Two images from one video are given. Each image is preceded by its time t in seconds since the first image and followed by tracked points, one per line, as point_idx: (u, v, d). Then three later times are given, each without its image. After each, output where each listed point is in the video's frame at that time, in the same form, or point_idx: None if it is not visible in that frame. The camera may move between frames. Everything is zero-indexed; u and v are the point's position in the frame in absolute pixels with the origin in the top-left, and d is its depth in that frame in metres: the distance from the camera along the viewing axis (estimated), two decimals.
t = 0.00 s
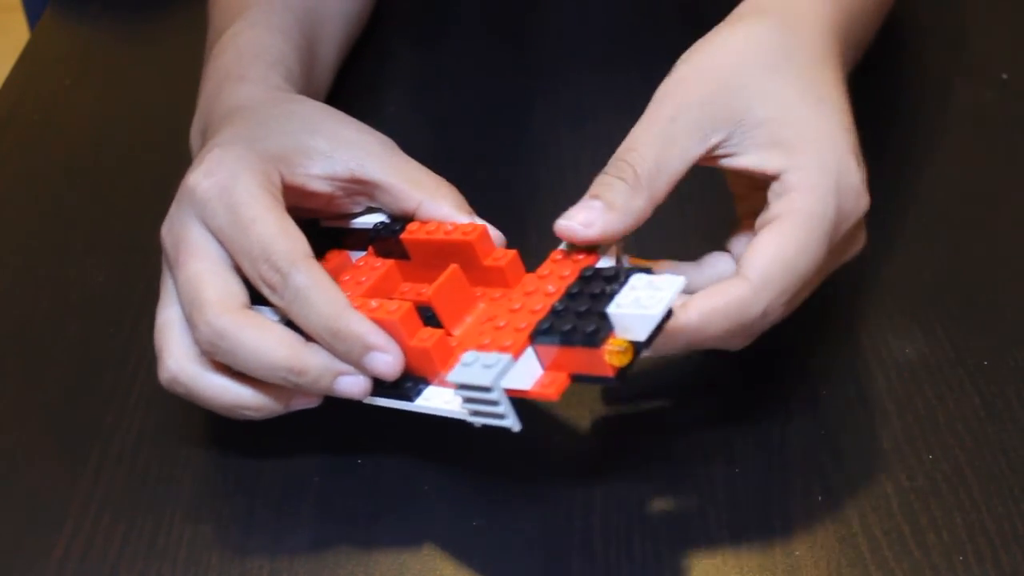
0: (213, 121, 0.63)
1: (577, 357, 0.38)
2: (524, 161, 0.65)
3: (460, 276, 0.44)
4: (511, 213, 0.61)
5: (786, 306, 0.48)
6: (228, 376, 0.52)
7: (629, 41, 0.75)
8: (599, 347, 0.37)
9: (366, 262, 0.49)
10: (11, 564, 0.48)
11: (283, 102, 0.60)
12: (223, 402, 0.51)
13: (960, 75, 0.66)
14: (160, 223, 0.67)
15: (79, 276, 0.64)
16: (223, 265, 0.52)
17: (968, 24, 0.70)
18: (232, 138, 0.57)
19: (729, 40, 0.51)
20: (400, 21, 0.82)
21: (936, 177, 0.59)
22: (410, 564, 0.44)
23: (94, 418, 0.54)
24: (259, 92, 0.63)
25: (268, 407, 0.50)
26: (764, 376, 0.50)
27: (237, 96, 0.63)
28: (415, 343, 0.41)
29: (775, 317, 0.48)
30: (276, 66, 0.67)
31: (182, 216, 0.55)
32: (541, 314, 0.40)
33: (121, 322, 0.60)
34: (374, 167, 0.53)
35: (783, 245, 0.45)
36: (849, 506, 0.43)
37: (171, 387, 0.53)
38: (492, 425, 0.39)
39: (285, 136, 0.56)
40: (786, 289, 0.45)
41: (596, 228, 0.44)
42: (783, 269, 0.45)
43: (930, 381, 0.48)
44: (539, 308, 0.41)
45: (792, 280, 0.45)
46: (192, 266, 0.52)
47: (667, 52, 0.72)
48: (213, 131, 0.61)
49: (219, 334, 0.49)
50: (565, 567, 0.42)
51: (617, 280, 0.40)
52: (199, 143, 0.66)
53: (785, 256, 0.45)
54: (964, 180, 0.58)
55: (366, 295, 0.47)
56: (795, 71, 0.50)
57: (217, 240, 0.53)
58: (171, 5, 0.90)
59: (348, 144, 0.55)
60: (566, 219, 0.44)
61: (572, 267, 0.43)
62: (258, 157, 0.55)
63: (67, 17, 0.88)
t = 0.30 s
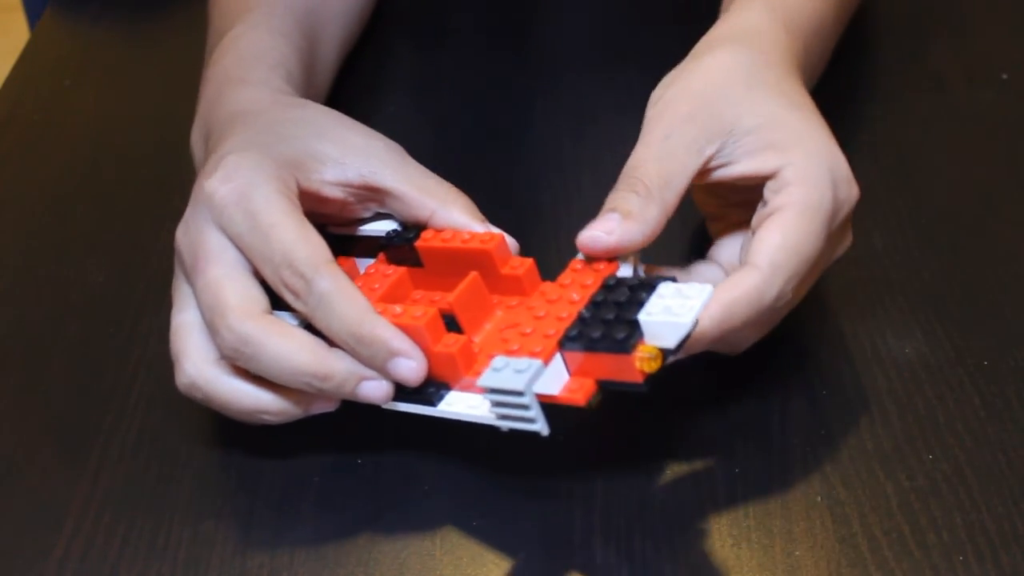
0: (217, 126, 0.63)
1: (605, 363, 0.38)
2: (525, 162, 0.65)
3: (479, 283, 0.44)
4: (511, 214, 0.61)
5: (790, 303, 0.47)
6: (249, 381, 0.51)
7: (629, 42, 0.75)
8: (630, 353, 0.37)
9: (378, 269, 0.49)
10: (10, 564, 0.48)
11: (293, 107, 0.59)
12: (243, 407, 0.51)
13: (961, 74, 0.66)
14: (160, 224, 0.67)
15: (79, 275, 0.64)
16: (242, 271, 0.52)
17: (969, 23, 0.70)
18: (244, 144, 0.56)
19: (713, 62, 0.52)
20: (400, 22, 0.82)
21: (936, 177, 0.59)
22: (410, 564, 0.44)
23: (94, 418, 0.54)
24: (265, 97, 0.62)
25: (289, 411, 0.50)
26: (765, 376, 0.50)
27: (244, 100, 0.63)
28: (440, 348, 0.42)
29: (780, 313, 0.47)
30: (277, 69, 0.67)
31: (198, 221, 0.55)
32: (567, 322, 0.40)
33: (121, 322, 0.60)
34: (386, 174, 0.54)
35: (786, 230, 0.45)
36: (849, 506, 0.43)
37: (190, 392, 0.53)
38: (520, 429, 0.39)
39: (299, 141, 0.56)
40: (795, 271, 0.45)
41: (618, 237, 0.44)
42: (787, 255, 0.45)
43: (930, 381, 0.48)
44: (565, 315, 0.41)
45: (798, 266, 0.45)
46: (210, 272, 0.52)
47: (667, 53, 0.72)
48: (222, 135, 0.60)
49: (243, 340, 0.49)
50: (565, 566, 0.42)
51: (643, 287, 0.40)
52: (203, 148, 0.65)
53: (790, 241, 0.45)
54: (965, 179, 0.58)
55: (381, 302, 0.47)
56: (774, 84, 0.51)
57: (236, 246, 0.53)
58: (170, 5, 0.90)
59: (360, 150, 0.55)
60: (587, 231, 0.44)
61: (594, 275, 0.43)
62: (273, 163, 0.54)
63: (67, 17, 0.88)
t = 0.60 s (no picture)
0: (216, 128, 0.62)
1: (602, 368, 0.38)
2: (525, 163, 0.65)
3: (476, 288, 0.45)
4: (511, 215, 0.61)
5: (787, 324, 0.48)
6: (245, 381, 0.51)
7: (629, 43, 0.75)
8: (628, 359, 0.37)
9: (374, 273, 0.49)
10: (10, 564, 0.48)
11: (294, 111, 0.60)
12: (240, 407, 0.51)
13: (961, 74, 0.66)
14: (160, 225, 0.67)
15: (80, 276, 0.64)
16: (241, 272, 0.52)
17: (969, 24, 0.70)
18: (244, 147, 0.56)
19: (708, 78, 0.52)
20: (400, 23, 0.82)
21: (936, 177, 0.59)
22: (410, 564, 0.44)
23: (95, 418, 0.54)
24: (265, 98, 0.63)
25: (285, 411, 0.50)
26: (765, 376, 0.50)
27: (244, 101, 0.63)
28: (437, 351, 0.42)
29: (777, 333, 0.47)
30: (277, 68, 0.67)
31: (196, 222, 0.54)
32: (564, 328, 0.40)
33: (121, 323, 0.60)
34: (386, 178, 0.54)
35: (787, 261, 0.45)
36: (849, 506, 0.43)
37: (186, 392, 0.53)
38: (516, 432, 0.38)
39: (300, 146, 0.56)
40: (794, 301, 0.45)
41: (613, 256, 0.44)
42: (787, 285, 0.45)
43: (930, 381, 0.48)
44: (562, 321, 0.41)
45: (797, 296, 0.45)
46: (209, 273, 0.52)
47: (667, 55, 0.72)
48: (222, 137, 0.60)
49: (241, 341, 0.49)
50: (565, 566, 0.42)
51: (641, 294, 0.40)
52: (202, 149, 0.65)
53: (792, 273, 0.45)
54: (965, 179, 0.58)
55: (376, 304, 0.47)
56: (768, 105, 0.51)
57: (235, 247, 0.53)
58: (171, 5, 0.90)
59: (361, 156, 0.55)
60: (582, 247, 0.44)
61: (592, 283, 0.43)
62: (273, 164, 0.54)
63: (68, 17, 0.88)
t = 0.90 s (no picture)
0: (200, 126, 0.63)
1: (581, 355, 0.38)
2: (525, 162, 0.65)
3: (458, 278, 0.44)
4: (511, 215, 0.61)
5: (791, 267, 0.48)
6: (235, 386, 0.51)
7: (629, 43, 0.75)
8: (605, 345, 0.37)
9: (361, 265, 0.49)
10: (10, 565, 0.48)
11: (273, 107, 0.60)
12: (231, 413, 0.51)
13: (962, 74, 0.66)
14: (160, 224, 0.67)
15: (80, 276, 0.64)
16: (222, 276, 0.52)
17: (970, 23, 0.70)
18: (221, 148, 0.56)
19: (709, 54, 0.55)
20: (400, 22, 0.82)
21: (936, 176, 0.59)
22: (410, 564, 0.44)
23: (94, 418, 0.54)
24: (247, 96, 0.63)
25: (276, 414, 0.50)
26: (764, 374, 0.49)
27: (227, 101, 0.63)
28: (419, 345, 0.41)
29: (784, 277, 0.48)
30: (269, 69, 0.67)
31: (176, 228, 0.55)
32: (543, 315, 0.41)
33: (120, 322, 0.60)
34: (365, 171, 0.53)
35: (782, 198, 0.46)
36: (849, 506, 0.43)
37: (178, 400, 0.53)
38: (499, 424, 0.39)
39: (277, 142, 0.56)
40: (793, 236, 0.46)
41: (699, 196, 0.44)
42: (784, 219, 0.46)
43: (930, 381, 0.48)
44: (540, 309, 0.41)
45: (797, 229, 0.46)
46: (192, 280, 0.52)
47: (666, 56, 0.72)
48: (203, 139, 0.60)
49: (225, 348, 0.49)
50: (564, 567, 0.42)
51: (618, 280, 0.41)
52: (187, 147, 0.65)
53: (786, 205, 0.46)
54: (965, 179, 0.58)
55: (363, 297, 0.47)
56: (744, 89, 0.51)
57: (215, 249, 0.53)
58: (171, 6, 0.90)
59: (339, 148, 0.55)
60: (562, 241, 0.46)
61: (571, 265, 0.43)
62: (250, 166, 0.54)
63: (68, 17, 0.88)
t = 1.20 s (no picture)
0: (176, 131, 0.62)
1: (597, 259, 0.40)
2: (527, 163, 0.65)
3: (456, 215, 0.44)
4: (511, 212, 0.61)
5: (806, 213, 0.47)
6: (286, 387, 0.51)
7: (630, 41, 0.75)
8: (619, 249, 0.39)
9: (358, 227, 0.48)
10: (12, 565, 0.48)
11: (241, 97, 0.59)
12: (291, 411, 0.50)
13: (963, 74, 0.66)
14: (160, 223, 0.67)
15: (80, 275, 0.64)
16: (239, 281, 0.51)
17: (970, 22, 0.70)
18: (203, 158, 0.55)
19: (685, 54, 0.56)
20: (399, 20, 0.82)
21: (938, 175, 0.59)
22: (411, 564, 0.44)
23: (94, 418, 0.54)
24: (217, 91, 0.63)
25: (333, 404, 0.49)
26: (765, 372, 0.49)
27: (200, 98, 0.63)
28: (445, 297, 0.42)
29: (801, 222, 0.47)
30: (244, 62, 0.67)
31: (184, 249, 0.54)
32: (550, 229, 0.41)
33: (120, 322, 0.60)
34: (333, 129, 0.53)
35: (787, 148, 0.46)
36: (849, 506, 0.43)
37: (236, 412, 0.52)
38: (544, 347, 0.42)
39: (248, 134, 0.55)
40: (808, 177, 0.46)
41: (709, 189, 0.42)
42: (790, 162, 0.46)
43: (931, 380, 0.48)
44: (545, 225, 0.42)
45: (805, 170, 0.46)
46: (213, 296, 0.51)
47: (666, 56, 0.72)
48: (183, 146, 0.60)
49: (266, 352, 0.48)
50: (565, 568, 0.43)
51: (606, 172, 0.41)
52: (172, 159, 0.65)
53: (793, 151, 0.46)
54: (965, 179, 0.58)
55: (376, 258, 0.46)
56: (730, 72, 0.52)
57: (222, 257, 0.52)
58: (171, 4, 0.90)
59: (302, 117, 0.54)
60: (539, 140, 0.45)
61: (560, 171, 0.43)
62: (231, 167, 0.54)
63: (68, 17, 0.88)
